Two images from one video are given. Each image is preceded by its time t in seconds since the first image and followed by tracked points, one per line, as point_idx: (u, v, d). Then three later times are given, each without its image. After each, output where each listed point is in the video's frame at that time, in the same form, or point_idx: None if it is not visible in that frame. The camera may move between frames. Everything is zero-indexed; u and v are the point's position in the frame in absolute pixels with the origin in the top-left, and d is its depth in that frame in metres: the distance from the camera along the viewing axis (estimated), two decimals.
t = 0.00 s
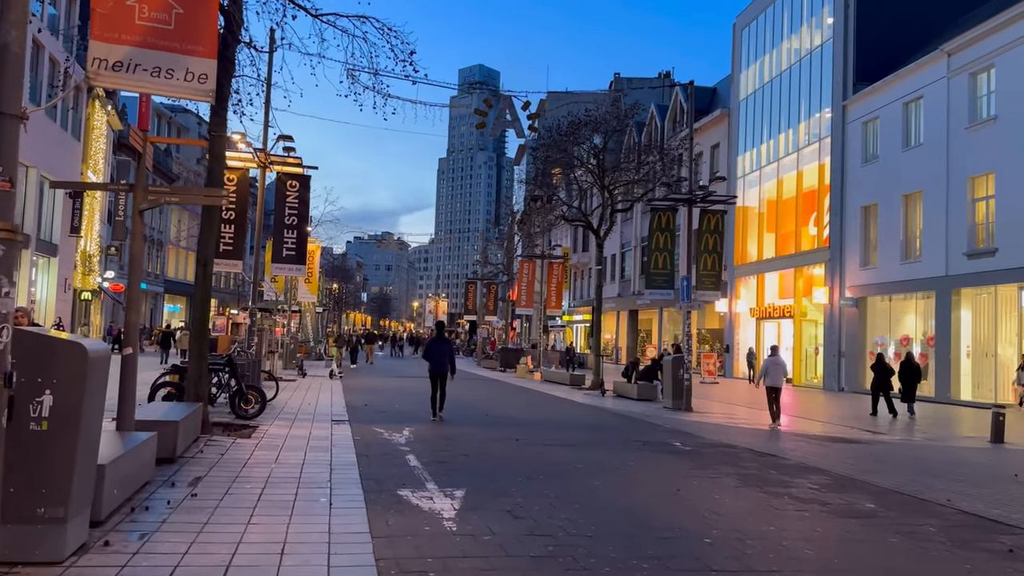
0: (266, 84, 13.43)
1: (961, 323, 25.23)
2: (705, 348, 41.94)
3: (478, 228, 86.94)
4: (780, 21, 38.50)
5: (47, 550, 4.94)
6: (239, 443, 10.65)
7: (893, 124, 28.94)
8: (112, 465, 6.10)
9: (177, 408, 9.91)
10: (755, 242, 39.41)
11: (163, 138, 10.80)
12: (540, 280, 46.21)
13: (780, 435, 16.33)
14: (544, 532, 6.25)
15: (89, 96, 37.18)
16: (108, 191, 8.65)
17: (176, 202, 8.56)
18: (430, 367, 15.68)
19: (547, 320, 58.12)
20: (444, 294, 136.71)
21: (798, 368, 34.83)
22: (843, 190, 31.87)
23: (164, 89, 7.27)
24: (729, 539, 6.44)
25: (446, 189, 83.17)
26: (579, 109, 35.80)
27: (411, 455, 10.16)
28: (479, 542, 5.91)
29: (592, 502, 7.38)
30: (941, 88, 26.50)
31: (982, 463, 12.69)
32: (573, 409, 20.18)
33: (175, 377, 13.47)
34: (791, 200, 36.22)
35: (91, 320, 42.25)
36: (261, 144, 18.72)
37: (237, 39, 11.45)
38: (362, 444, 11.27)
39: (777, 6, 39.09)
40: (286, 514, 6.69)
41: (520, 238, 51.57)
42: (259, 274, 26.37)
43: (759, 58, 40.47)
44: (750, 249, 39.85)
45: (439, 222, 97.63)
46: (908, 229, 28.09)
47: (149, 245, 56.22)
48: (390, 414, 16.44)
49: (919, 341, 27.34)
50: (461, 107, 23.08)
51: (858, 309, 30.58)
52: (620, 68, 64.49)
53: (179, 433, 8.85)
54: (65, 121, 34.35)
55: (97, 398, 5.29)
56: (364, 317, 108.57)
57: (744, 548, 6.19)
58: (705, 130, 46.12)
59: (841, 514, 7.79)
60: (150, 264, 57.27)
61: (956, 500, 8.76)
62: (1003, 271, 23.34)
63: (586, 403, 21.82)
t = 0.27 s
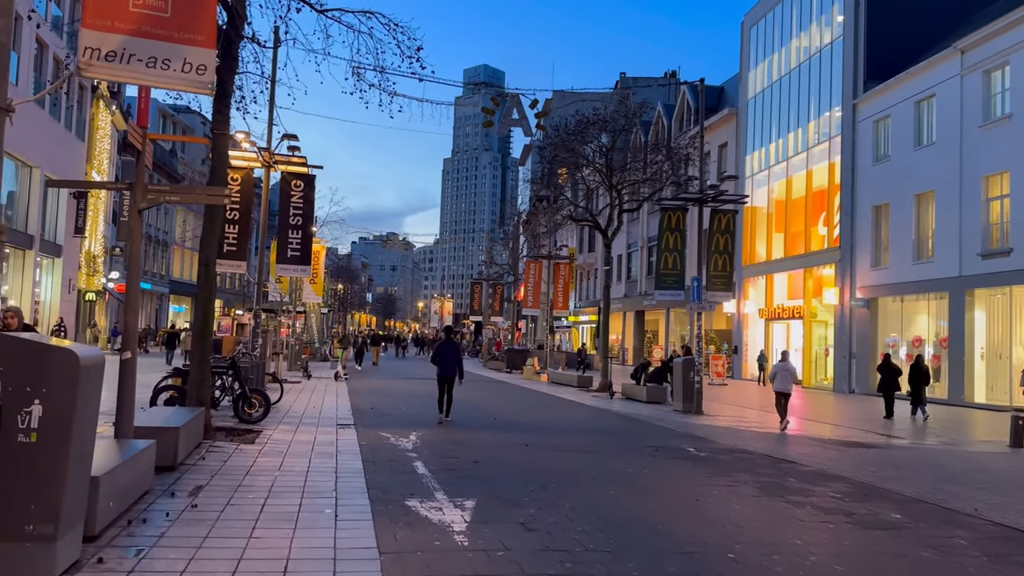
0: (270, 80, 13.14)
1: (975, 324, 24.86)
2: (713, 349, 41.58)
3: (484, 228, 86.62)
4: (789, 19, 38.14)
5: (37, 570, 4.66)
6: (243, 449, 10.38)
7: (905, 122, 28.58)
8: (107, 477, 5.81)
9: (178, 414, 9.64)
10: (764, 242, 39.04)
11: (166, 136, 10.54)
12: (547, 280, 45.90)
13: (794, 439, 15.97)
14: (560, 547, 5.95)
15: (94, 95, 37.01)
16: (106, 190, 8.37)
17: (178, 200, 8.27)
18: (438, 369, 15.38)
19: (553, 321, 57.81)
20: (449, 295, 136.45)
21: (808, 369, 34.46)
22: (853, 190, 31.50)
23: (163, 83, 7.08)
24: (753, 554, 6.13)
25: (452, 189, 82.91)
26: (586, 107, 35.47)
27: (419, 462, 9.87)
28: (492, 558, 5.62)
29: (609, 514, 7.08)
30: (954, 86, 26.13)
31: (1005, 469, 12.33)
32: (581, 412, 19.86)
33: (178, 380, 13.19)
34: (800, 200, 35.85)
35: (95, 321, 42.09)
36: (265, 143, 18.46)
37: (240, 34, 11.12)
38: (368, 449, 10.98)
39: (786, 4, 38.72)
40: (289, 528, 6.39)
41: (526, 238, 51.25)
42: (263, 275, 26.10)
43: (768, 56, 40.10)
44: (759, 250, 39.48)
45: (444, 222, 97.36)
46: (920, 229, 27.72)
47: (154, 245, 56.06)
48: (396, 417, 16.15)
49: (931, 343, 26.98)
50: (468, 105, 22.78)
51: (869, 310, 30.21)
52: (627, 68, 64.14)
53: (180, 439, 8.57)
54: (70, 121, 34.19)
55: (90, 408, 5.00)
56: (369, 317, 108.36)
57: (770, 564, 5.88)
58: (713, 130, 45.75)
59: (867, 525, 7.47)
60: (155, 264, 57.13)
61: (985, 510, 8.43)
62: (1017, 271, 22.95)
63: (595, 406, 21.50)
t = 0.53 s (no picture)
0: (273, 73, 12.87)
1: (988, 323, 24.51)
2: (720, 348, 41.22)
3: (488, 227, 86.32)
4: (797, 15, 37.78)
5: None
6: (244, 450, 10.11)
7: (916, 119, 28.21)
8: (98, 481, 5.53)
9: (177, 414, 9.37)
10: (771, 240, 38.68)
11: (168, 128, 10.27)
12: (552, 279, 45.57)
13: (807, 440, 15.64)
14: (575, 555, 5.67)
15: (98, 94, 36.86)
16: (101, 182, 8.10)
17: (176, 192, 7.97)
18: (444, 368, 15.09)
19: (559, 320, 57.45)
20: (453, 294, 136.18)
21: (816, 369, 34.10)
22: (863, 188, 31.13)
23: (154, 62, 6.87)
24: (777, 561, 5.83)
25: (456, 189, 82.64)
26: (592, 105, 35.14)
27: (425, 464, 9.57)
28: (504, 567, 5.34)
29: (624, 519, 6.78)
30: (966, 82, 25.77)
31: None
32: (589, 412, 19.55)
33: (179, 379, 12.93)
34: (808, 198, 35.48)
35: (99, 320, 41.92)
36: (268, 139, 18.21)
37: (242, 24, 10.84)
38: (372, 451, 10.69)
39: None
40: (290, 534, 6.11)
41: (531, 237, 50.91)
42: (267, 274, 25.86)
43: (776, 53, 39.74)
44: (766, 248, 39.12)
45: (448, 222, 97.07)
46: (931, 227, 27.35)
47: (158, 244, 55.88)
48: (401, 417, 15.85)
49: (942, 342, 26.64)
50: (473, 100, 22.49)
51: (879, 309, 29.85)
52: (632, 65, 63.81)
53: (179, 440, 8.30)
54: (73, 119, 34.03)
55: (76, 409, 4.72)
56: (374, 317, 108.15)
57: (797, 573, 5.58)
58: (720, 128, 45.39)
59: (893, 531, 7.16)
60: (159, 264, 57.01)
61: (1013, 514, 8.11)
62: None
63: (602, 406, 21.19)
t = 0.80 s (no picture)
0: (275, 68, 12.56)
1: (1002, 323, 24.14)
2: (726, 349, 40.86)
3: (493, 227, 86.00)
4: (805, 12, 37.40)
5: None
6: (243, 455, 9.80)
7: (926, 116, 27.85)
8: (84, 493, 5.21)
9: (174, 419, 9.07)
10: (778, 240, 38.31)
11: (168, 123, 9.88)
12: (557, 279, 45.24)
13: (820, 444, 15.30)
14: (590, 571, 5.35)
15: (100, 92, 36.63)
16: (94, 178, 7.79)
17: (171, 189, 7.70)
18: (449, 369, 14.79)
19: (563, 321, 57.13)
20: (457, 294, 135.87)
21: (825, 370, 33.73)
22: (872, 186, 30.76)
23: (139, 46, 6.54)
24: None
25: (461, 188, 82.35)
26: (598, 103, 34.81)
27: (430, 470, 9.26)
28: None
29: (640, 531, 6.46)
30: (978, 79, 25.40)
31: None
32: (596, 415, 19.23)
33: (178, 382, 12.64)
34: (816, 197, 35.11)
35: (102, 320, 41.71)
36: (270, 137, 17.94)
37: (241, 18, 10.52)
38: (375, 456, 10.38)
39: None
40: (289, 547, 5.80)
41: (536, 237, 50.60)
42: (270, 274, 25.59)
43: (783, 51, 39.37)
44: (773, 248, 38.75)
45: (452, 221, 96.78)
46: (942, 226, 26.97)
47: (161, 244, 55.68)
48: (405, 420, 15.54)
49: (954, 343, 26.27)
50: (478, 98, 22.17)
51: (889, 309, 29.48)
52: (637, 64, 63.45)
53: (175, 447, 8.00)
54: (75, 118, 33.84)
55: (59, 418, 4.41)
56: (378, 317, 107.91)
57: None
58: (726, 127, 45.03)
59: (920, 543, 6.83)
60: (163, 264, 56.84)
61: None
62: None
63: (609, 408, 20.86)
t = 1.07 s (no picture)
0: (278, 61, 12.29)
1: (1016, 323, 23.77)
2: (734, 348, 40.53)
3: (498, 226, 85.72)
4: (813, 9, 37.04)
5: None
6: (245, 459, 9.52)
7: (938, 113, 27.47)
8: (73, 502, 4.92)
9: (175, 421, 8.80)
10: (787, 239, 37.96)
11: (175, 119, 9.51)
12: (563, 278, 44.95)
13: (835, 446, 14.97)
14: None
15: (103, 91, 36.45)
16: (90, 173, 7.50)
17: (169, 183, 7.45)
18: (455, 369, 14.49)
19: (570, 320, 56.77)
20: (462, 294, 135.60)
21: (835, 369, 33.38)
22: (883, 184, 30.39)
23: (129, 24, 6.04)
24: None
25: (466, 187, 82.08)
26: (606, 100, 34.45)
27: (437, 475, 8.96)
28: None
29: (659, 541, 6.17)
30: (992, 75, 25.02)
31: None
32: (605, 416, 18.92)
33: (180, 383, 12.37)
34: (825, 195, 34.74)
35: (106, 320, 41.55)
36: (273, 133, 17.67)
37: (244, 9, 10.23)
38: (380, 459, 10.09)
39: None
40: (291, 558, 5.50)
41: (541, 236, 50.30)
42: (274, 274, 25.32)
43: (791, 48, 39.01)
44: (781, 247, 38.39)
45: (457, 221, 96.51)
46: (955, 224, 26.60)
47: (166, 244, 55.52)
48: (412, 422, 15.25)
49: (966, 343, 25.89)
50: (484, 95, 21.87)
51: (900, 309, 29.12)
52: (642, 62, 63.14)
53: (173, 451, 7.71)
54: (78, 116, 33.66)
55: (42, 424, 4.11)
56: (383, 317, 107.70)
57: None
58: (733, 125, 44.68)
59: (952, 552, 6.52)
60: (168, 264, 56.69)
61: None
62: None
63: (618, 409, 20.55)
